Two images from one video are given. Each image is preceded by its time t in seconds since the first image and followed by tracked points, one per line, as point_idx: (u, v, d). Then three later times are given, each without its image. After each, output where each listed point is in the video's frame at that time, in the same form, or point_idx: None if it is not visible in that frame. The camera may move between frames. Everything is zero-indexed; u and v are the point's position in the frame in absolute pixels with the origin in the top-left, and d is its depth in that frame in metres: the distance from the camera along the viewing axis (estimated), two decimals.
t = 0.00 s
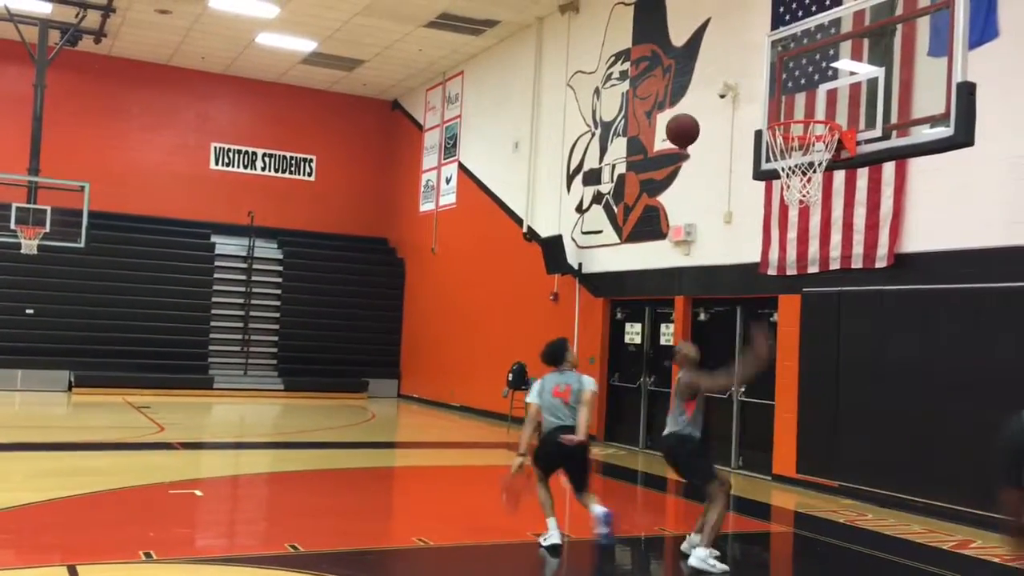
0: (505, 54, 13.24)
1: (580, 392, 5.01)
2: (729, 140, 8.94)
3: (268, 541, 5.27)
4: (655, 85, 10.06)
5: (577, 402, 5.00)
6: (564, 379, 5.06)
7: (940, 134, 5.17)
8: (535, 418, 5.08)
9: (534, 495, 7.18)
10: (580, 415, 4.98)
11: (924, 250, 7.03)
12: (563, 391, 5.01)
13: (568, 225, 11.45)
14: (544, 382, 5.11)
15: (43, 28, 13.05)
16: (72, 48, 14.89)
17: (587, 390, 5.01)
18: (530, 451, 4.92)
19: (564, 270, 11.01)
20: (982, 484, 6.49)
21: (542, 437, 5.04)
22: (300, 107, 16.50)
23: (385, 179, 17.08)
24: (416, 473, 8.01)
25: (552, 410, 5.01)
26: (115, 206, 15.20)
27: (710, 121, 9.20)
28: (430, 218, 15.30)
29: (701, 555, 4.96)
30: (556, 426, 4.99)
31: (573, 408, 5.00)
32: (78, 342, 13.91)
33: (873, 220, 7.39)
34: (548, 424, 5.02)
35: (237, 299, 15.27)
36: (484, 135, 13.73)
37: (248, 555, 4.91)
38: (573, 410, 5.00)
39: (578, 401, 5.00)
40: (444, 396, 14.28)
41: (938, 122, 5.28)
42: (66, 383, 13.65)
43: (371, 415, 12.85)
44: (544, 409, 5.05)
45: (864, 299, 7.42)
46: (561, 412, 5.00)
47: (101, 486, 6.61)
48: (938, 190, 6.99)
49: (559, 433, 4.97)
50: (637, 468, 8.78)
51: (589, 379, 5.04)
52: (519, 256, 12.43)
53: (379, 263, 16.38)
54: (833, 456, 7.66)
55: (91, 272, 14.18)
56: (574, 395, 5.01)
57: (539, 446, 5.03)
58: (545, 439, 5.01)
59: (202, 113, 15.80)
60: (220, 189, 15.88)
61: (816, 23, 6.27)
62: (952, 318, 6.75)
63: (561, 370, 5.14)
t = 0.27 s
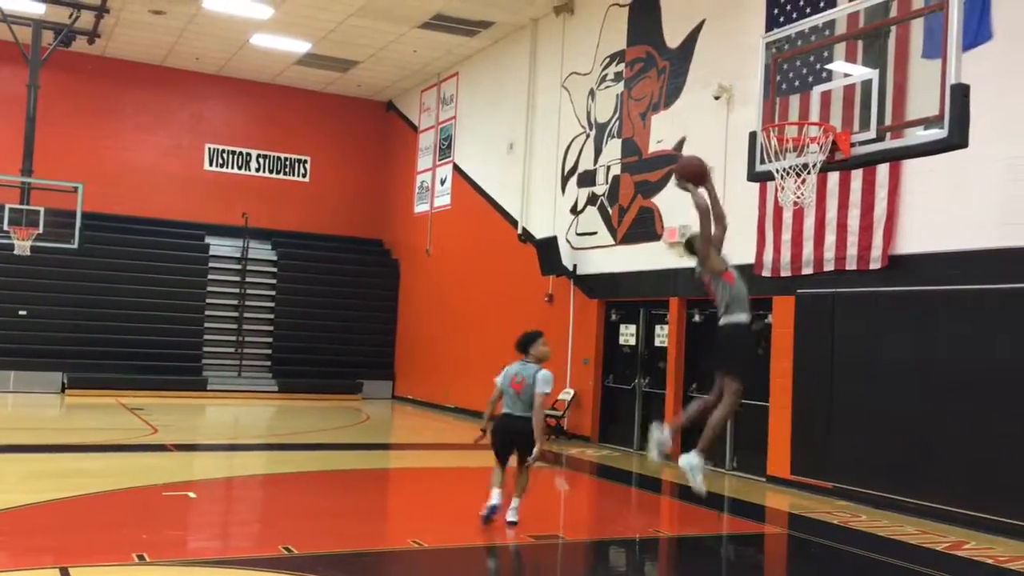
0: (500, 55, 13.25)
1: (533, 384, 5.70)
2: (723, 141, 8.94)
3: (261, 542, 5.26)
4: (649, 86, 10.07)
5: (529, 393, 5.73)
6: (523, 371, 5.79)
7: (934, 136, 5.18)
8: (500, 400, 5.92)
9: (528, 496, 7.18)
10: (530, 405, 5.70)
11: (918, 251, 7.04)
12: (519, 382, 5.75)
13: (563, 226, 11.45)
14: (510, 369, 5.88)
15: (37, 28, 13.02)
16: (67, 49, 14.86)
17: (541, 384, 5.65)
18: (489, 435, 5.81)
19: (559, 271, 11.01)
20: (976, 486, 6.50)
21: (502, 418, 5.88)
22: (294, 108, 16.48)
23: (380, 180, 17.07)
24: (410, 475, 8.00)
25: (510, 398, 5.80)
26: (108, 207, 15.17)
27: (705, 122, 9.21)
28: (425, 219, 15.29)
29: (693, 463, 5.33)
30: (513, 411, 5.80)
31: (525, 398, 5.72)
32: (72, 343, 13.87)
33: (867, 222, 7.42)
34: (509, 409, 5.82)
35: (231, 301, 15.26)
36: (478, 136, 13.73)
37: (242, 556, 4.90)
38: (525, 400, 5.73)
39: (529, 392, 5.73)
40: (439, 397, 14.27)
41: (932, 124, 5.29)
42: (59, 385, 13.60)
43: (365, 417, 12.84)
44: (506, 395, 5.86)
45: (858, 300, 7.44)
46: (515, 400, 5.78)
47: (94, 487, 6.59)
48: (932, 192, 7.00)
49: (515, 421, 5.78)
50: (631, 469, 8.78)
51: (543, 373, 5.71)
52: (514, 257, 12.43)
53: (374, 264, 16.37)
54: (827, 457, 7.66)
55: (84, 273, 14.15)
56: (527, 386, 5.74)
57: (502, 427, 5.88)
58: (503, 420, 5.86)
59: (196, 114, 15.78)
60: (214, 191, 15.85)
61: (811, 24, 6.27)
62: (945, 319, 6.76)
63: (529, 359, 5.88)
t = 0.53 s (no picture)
0: (498, 56, 13.25)
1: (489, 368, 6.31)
2: (722, 143, 8.94)
3: (259, 543, 5.25)
4: (648, 87, 10.07)
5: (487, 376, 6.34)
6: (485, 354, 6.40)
7: (933, 138, 5.19)
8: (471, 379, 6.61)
9: (526, 497, 7.17)
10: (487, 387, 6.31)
11: (916, 253, 7.04)
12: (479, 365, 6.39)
13: (561, 227, 11.44)
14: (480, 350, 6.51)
15: (35, 28, 13.01)
16: (65, 49, 14.85)
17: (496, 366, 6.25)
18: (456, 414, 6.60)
19: (557, 273, 11.01)
20: (973, 488, 6.50)
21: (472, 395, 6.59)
22: (292, 109, 16.47)
23: (378, 180, 17.07)
24: (407, 476, 7.99)
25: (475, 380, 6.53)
26: (106, 207, 15.16)
27: (704, 124, 9.21)
28: (423, 220, 15.29)
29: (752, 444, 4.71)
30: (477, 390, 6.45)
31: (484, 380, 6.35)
32: (70, 342, 13.84)
33: (865, 224, 7.41)
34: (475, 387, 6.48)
35: (229, 301, 15.25)
36: (477, 137, 13.73)
37: (240, 557, 4.89)
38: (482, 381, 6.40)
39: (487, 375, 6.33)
40: (437, 398, 14.26)
41: (931, 126, 5.29)
42: (57, 385, 13.57)
43: (363, 418, 12.83)
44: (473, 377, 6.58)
45: (856, 302, 7.44)
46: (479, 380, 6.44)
47: (92, 488, 6.58)
48: (930, 194, 7.00)
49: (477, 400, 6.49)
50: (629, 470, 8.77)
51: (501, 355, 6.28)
52: (512, 258, 12.43)
53: (372, 265, 16.37)
54: (825, 459, 7.66)
55: (82, 273, 14.13)
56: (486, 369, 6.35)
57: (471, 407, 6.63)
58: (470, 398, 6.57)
59: (195, 114, 15.77)
60: (212, 191, 15.85)
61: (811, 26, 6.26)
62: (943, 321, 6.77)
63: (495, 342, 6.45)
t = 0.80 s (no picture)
0: (497, 58, 13.24)
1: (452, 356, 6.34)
2: (720, 145, 8.95)
3: (257, 544, 5.24)
4: (646, 89, 10.07)
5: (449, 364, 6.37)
6: (443, 344, 6.41)
7: (932, 140, 5.24)
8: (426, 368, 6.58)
9: (524, 498, 7.17)
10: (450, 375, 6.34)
11: (915, 255, 7.04)
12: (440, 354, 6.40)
13: (560, 228, 11.44)
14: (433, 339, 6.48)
15: (34, 28, 13.00)
16: (64, 49, 14.85)
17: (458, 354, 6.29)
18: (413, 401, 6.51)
19: (555, 274, 11.00)
20: (973, 489, 6.50)
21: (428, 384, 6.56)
22: (291, 110, 16.47)
23: (377, 181, 17.08)
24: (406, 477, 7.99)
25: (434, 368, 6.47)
26: (105, 208, 15.15)
27: (702, 125, 9.21)
28: (422, 221, 15.28)
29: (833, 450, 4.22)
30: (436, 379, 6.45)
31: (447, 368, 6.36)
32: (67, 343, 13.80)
33: (864, 226, 7.40)
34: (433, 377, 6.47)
35: (228, 302, 15.24)
36: (475, 138, 13.73)
37: (238, 558, 4.88)
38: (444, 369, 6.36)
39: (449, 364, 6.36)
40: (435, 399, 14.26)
41: (930, 128, 5.32)
42: (55, 387, 13.48)
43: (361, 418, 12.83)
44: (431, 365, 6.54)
45: (854, 303, 7.44)
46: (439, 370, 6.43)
47: (89, 488, 6.57)
48: (929, 195, 7.01)
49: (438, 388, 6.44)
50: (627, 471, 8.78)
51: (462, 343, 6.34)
52: (511, 259, 12.43)
53: (370, 266, 16.37)
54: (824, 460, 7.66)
55: (80, 274, 14.11)
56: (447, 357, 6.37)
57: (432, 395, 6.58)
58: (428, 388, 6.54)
59: (193, 115, 15.77)
60: (210, 192, 15.84)
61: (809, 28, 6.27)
62: (942, 322, 6.77)
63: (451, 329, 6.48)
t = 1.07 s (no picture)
0: (493, 58, 13.24)
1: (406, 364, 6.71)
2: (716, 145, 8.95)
3: (252, 545, 5.24)
4: (642, 90, 10.07)
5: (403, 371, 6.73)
6: (394, 355, 6.74)
7: (928, 140, 5.31)
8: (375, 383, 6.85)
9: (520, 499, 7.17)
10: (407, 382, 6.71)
11: (909, 256, 7.05)
12: (392, 364, 6.73)
13: (555, 229, 11.44)
14: (380, 354, 6.80)
15: (28, 29, 12.96)
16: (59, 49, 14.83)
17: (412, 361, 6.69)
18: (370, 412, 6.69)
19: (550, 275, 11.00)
20: (967, 489, 6.51)
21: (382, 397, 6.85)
22: (286, 110, 16.45)
23: (372, 181, 17.06)
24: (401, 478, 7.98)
25: (385, 380, 6.77)
26: (100, 209, 15.13)
27: (698, 126, 9.21)
28: (417, 221, 15.27)
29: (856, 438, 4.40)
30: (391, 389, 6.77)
31: (403, 376, 6.73)
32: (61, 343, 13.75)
33: (859, 226, 7.40)
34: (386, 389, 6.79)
35: (223, 303, 15.23)
36: (471, 139, 13.72)
37: (233, 559, 4.88)
38: (402, 377, 6.73)
39: (403, 371, 6.72)
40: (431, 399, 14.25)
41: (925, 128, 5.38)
42: (50, 387, 13.35)
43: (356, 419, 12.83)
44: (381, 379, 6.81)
45: (849, 303, 7.45)
46: (393, 381, 6.74)
47: (83, 489, 6.56)
48: (923, 195, 7.02)
49: (395, 399, 6.74)
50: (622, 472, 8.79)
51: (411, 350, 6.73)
52: (506, 259, 12.43)
53: (366, 266, 16.36)
54: (819, 461, 7.67)
55: (74, 274, 14.08)
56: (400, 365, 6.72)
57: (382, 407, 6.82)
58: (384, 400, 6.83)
59: (188, 115, 15.75)
60: (205, 192, 15.82)
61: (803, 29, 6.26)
62: (937, 323, 6.79)
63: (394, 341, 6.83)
